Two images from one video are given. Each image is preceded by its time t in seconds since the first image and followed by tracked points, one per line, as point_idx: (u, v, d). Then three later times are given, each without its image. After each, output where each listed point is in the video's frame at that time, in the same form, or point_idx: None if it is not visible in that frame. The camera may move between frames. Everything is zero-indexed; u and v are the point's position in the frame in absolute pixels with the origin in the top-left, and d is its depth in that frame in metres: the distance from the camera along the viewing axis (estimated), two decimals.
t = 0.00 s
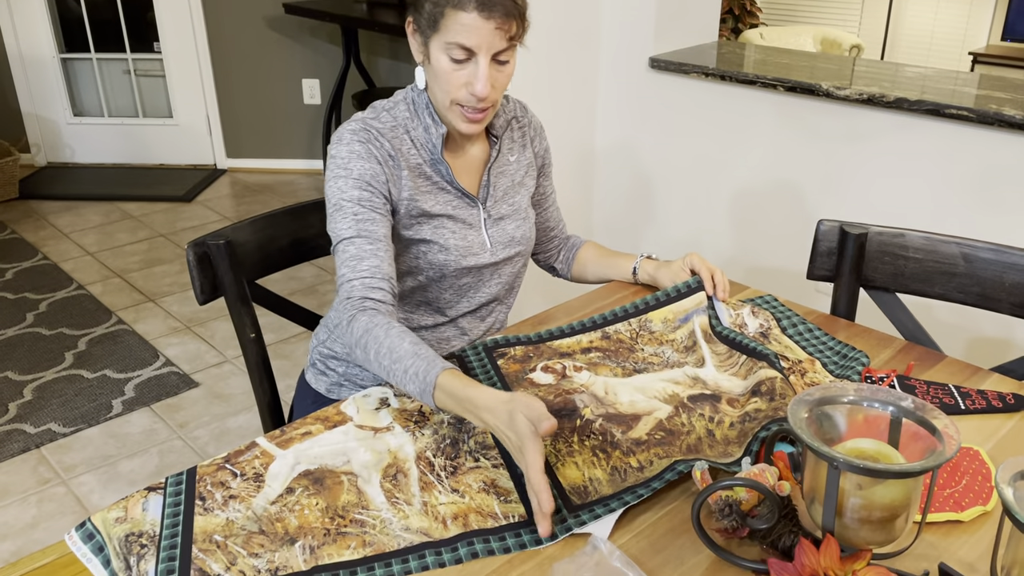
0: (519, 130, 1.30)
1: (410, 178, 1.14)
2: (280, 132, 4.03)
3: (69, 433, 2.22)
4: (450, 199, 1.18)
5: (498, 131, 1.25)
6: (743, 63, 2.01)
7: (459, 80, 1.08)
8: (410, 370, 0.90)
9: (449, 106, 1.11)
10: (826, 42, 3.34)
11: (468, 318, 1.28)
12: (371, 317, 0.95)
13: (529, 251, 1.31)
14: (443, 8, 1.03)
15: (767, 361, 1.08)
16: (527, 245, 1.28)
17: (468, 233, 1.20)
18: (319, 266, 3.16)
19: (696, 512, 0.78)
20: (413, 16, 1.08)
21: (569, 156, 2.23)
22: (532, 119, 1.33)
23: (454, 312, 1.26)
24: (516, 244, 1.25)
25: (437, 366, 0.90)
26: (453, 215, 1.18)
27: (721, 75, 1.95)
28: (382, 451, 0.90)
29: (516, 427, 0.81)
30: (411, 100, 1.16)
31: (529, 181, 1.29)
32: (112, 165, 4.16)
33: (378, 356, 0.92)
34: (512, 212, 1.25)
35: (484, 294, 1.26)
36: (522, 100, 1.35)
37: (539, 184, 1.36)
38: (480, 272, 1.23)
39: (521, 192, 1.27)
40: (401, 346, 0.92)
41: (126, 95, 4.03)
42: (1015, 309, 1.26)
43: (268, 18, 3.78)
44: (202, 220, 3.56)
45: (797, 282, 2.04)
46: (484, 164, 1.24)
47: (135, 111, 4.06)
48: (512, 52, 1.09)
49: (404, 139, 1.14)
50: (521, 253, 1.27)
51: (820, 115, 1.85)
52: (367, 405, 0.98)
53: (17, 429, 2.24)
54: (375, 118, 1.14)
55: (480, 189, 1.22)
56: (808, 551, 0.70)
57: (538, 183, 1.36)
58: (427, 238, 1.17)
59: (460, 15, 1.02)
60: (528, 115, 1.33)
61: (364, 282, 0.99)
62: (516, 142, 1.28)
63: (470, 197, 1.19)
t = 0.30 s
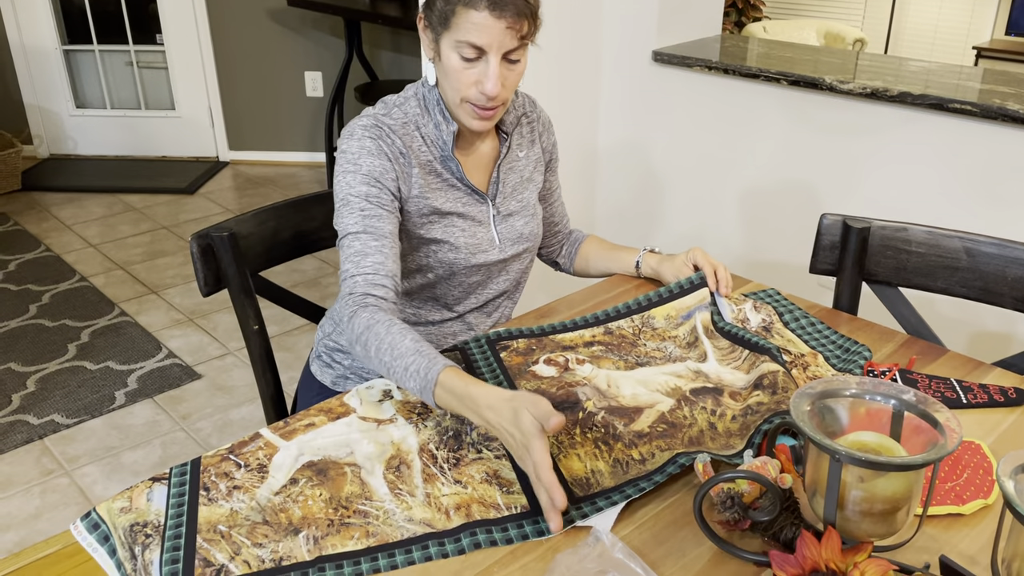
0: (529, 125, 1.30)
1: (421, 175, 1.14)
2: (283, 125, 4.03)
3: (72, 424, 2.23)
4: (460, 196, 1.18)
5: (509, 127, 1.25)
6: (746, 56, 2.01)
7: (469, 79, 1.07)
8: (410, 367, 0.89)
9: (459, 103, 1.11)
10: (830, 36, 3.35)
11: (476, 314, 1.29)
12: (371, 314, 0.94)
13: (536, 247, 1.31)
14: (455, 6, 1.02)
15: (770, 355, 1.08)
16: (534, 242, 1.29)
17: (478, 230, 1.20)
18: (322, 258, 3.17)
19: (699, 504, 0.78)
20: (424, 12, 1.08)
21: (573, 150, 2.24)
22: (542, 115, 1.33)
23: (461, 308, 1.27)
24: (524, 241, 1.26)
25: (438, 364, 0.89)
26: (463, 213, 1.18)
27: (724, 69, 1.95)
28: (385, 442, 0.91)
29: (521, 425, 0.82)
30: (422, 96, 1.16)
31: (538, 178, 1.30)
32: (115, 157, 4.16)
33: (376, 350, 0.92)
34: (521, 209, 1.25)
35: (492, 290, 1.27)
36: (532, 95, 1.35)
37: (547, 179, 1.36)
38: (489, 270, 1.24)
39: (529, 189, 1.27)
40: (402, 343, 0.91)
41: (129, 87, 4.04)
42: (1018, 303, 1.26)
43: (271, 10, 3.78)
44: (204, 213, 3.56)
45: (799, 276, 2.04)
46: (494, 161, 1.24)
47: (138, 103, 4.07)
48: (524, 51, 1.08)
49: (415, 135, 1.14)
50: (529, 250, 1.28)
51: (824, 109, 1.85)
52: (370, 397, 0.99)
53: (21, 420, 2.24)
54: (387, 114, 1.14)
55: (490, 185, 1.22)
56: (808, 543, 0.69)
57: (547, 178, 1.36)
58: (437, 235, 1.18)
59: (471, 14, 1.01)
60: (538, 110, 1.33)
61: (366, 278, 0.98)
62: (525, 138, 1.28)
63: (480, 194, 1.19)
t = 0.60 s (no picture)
0: (532, 119, 1.30)
1: (412, 166, 1.14)
2: (285, 120, 4.03)
3: (75, 418, 2.24)
4: (459, 187, 1.18)
5: (511, 120, 1.25)
6: (750, 52, 2.01)
7: (468, 71, 1.07)
8: (356, 309, 1.02)
9: (459, 97, 1.10)
10: (833, 32, 3.35)
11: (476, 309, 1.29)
12: (308, 281, 1.05)
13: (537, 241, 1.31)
14: None
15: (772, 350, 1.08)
16: (535, 236, 1.29)
17: (476, 221, 1.20)
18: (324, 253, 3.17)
19: (700, 497, 0.78)
20: (426, 4, 1.08)
21: (575, 146, 2.24)
22: (547, 110, 1.32)
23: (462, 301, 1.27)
24: (524, 234, 1.26)
25: (380, 298, 1.02)
26: (460, 204, 1.18)
27: (728, 64, 1.95)
28: (388, 435, 0.91)
29: (465, 320, 0.97)
30: (423, 87, 1.17)
31: (540, 172, 1.30)
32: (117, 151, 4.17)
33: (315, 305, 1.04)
34: (521, 202, 1.25)
35: (493, 283, 1.27)
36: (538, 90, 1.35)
37: (549, 175, 1.36)
38: (488, 262, 1.24)
39: (530, 182, 1.27)
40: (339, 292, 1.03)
41: (132, 81, 4.05)
42: (1020, 299, 1.26)
43: (274, 5, 3.77)
44: (207, 207, 3.56)
45: (802, 271, 2.04)
46: (495, 153, 1.23)
47: (141, 97, 4.07)
48: (524, 44, 1.08)
49: (410, 125, 1.14)
50: (530, 243, 1.28)
51: (828, 105, 1.85)
52: (374, 390, 0.99)
53: (24, 413, 2.25)
54: (383, 103, 1.14)
55: (490, 177, 1.22)
56: (810, 536, 0.69)
57: (550, 174, 1.36)
58: (432, 225, 1.18)
59: (470, 6, 1.02)
60: (543, 105, 1.32)
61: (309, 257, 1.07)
62: (528, 132, 1.28)
63: (479, 184, 1.19)
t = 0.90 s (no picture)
0: (528, 112, 1.29)
1: (385, 159, 1.18)
2: (288, 118, 4.03)
3: (79, 414, 2.24)
4: (439, 177, 1.19)
5: (500, 111, 1.24)
6: (753, 50, 2.01)
7: (446, 64, 1.09)
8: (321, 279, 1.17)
9: (440, 88, 1.12)
10: (836, 31, 3.35)
11: (470, 304, 1.29)
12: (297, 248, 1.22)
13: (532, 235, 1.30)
14: None
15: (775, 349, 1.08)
16: (527, 229, 1.27)
17: (459, 212, 1.20)
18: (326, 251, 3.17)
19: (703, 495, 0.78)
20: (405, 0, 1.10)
21: (577, 144, 2.24)
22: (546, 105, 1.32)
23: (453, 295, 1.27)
24: (513, 227, 1.25)
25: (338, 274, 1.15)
26: (439, 194, 1.20)
27: (730, 63, 1.95)
28: (391, 432, 0.92)
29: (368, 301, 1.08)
30: (407, 82, 1.19)
31: (534, 165, 1.29)
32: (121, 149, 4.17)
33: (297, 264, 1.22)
34: (511, 195, 1.24)
35: (482, 275, 1.26)
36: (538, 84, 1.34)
37: (549, 171, 1.36)
38: (475, 253, 1.24)
39: (522, 174, 1.26)
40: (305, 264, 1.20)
41: (135, 79, 4.06)
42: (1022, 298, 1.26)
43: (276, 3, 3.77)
44: (210, 205, 3.57)
45: (802, 269, 2.04)
46: (482, 145, 1.23)
47: (144, 95, 4.08)
48: (502, 35, 1.09)
49: (387, 119, 1.17)
50: (521, 236, 1.27)
51: (831, 104, 1.85)
52: (377, 387, 1.00)
53: (28, 409, 2.26)
54: (360, 101, 1.18)
55: (475, 169, 1.22)
56: (813, 534, 0.70)
57: (548, 169, 1.35)
58: (411, 216, 1.20)
59: None
60: (541, 100, 1.32)
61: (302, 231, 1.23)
62: (522, 124, 1.27)
63: (460, 174, 1.19)
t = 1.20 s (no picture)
0: (516, 105, 1.30)
1: (375, 160, 1.18)
2: (290, 117, 4.03)
3: (82, 412, 2.25)
4: (430, 174, 1.20)
5: (486, 106, 1.25)
6: (755, 50, 2.01)
7: (429, 57, 1.09)
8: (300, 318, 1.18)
9: (424, 81, 1.12)
10: (839, 31, 3.34)
11: (468, 303, 1.29)
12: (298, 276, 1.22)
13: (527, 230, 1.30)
14: None
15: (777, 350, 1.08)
16: (521, 223, 1.27)
17: (451, 208, 1.20)
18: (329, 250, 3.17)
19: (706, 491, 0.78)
20: None
21: (580, 146, 2.24)
22: (534, 98, 1.33)
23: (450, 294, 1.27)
24: (506, 221, 1.25)
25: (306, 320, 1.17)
26: (432, 191, 1.20)
27: (733, 62, 1.95)
28: (395, 429, 0.92)
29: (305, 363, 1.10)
30: (392, 82, 1.21)
31: (524, 159, 1.29)
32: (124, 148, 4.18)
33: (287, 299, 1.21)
34: (503, 189, 1.25)
35: (477, 270, 1.26)
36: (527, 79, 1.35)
37: (541, 164, 1.36)
38: (469, 248, 1.24)
39: (512, 168, 1.27)
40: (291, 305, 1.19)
41: (138, 78, 4.06)
42: None
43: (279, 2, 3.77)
44: (213, 204, 3.57)
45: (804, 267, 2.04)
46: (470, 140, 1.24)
47: (147, 94, 4.08)
48: (484, 25, 1.10)
49: (374, 119, 1.18)
50: (515, 230, 1.27)
51: (833, 103, 1.85)
52: (380, 385, 1.00)
53: (31, 407, 2.26)
54: (347, 103, 1.19)
55: (466, 164, 1.22)
56: (815, 531, 0.70)
57: (540, 161, 1.35)
58: (405, 213, 1.20)
59: None
60: (529, 92, 1.33)
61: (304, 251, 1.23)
62: (509, 117, 1.28)
63: (451, 170, 1.20)
